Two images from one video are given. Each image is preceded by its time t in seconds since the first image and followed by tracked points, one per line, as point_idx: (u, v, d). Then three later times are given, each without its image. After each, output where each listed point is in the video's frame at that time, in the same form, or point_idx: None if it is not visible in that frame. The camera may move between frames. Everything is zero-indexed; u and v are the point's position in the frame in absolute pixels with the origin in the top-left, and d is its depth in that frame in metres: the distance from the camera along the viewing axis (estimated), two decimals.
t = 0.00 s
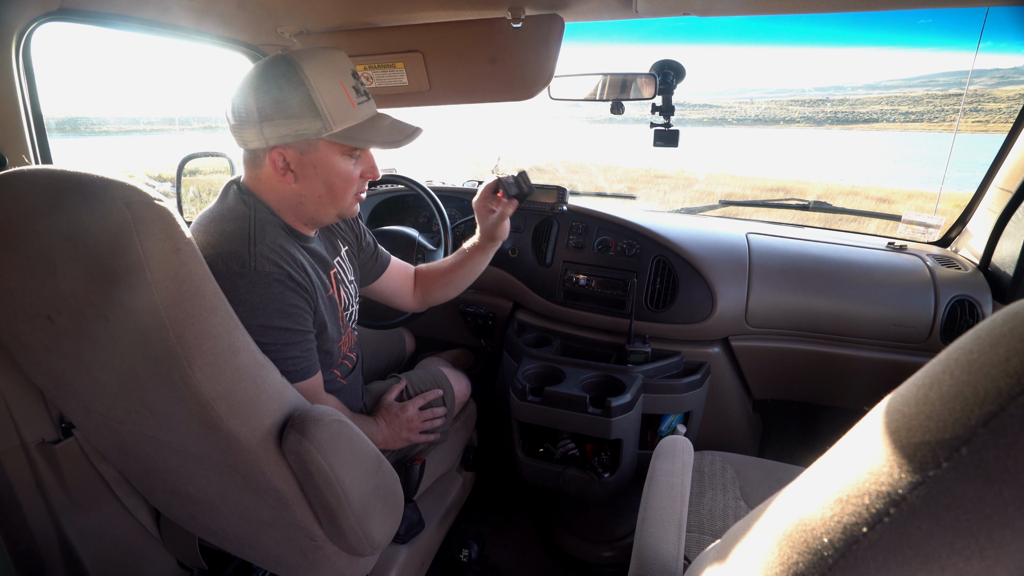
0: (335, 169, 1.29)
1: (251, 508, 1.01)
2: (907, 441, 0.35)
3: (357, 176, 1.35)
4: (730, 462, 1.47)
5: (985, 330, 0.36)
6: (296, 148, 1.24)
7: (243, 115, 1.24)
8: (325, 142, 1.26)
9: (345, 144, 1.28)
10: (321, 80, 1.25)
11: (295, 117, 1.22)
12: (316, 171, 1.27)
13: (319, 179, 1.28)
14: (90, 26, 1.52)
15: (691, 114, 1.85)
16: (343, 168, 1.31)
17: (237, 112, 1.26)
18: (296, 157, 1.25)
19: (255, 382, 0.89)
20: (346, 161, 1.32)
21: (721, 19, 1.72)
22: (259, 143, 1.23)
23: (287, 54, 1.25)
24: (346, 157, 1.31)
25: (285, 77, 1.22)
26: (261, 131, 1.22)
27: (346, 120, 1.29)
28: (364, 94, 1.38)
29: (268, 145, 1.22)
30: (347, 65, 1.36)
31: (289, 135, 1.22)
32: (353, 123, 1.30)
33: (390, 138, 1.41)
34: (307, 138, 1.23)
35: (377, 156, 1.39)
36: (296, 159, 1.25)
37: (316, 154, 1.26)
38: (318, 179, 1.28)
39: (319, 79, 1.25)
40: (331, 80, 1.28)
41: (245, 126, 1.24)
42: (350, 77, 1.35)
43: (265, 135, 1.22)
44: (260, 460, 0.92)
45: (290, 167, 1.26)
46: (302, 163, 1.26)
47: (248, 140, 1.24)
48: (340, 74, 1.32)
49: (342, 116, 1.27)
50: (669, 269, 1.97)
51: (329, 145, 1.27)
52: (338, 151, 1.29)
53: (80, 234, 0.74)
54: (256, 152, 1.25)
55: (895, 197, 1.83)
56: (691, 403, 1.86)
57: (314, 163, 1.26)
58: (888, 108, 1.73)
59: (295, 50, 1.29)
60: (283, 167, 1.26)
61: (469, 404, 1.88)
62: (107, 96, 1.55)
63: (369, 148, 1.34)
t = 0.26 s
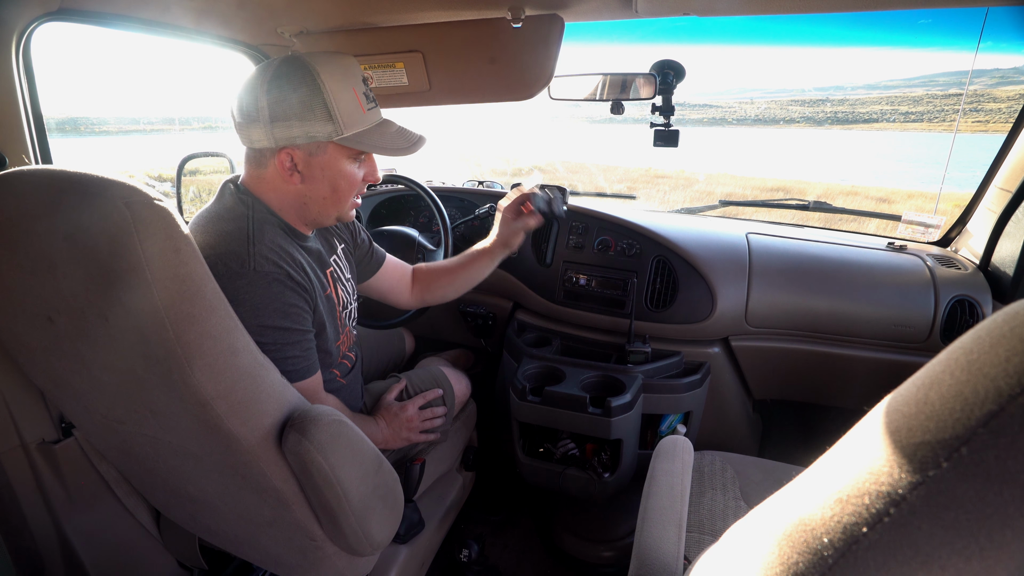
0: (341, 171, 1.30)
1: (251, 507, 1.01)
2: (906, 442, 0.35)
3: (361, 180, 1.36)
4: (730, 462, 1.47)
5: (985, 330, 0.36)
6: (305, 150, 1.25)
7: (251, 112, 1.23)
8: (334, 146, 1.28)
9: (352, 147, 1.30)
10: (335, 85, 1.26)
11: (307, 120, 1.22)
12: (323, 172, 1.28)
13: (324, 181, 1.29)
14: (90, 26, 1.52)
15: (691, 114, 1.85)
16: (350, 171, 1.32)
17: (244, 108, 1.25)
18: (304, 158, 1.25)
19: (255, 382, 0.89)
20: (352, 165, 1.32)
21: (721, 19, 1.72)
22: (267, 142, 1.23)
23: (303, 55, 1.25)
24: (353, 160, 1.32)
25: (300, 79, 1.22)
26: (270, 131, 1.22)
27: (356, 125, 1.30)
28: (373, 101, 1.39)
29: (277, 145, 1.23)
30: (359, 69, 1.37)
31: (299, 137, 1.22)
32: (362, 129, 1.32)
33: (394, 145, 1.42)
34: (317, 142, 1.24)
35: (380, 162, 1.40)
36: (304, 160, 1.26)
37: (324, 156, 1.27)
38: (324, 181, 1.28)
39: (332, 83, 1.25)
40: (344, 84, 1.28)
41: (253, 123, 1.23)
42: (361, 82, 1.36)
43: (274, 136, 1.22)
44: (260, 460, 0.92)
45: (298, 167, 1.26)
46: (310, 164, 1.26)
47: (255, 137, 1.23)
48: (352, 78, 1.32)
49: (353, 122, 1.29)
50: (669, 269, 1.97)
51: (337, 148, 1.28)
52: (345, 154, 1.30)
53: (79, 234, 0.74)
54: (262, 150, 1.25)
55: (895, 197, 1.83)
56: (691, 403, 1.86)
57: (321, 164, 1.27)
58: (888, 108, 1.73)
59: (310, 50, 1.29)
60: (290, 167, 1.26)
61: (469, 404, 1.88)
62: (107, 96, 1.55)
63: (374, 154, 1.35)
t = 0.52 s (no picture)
0: (347, 173, 1.30)
1: (251, 507, 1.01)
2: (907, 441, 0.35)
3: (366, 181, 1.36)
4: (730, 462, 1.47)
5: (984, 330, 0.36)
6: (311, 151, 1.24)
7: (257, 114, 1.23)
8: (339, 147, 1.28)
9: (358, 149, 1.30)
10: (340, 85, 1.26)
11: (313, 121, 1.22)
12: (328, 174, 1.28)
13: (330, 182, 1.28)
14: (90, 27, 1.52)
15: (691, 114, 1.85)
16: (355, 173, 1.32)
17: (250, 110, 1.25)
18: (309, 160, 1.25)
19: (255, 382, 0.89)
20: (357, 166, 1.32)
21: (721, 19, 1.72)
22: (273, 143, 1.23)
23: (308, 57, 1.25)
24: (359, 162, 1.32)
25: (305, 80, 1.22)
26: (276, 132, 1.22)
27: (362, 126, 1.29)
28: (379, 103, 1.39)
29: (283, 146, 1.23)
30: (365, 71, 1.37)
31: (304, 138, 1.22)
32: (368, 130, 1.31)
33: (400, 146, 1.42)
34: (322, 142, 1.24)
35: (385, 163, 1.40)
36: (310, 162, 1.25)
37: (330, 157, 1.27)
38: (329, 182, 1.28)
39: (339, 85, 1.25)
40: (350, 86, 1.28)
41: (259, 125, 1.23)
42: (367, 85, 1.36)
43: (280, 136, 1.22)
44: (260, 460, 0.92)
45: (304, 169, 1.26)
46: (316, 166, 1.26)
47: (262, 139, 1.23)
48: (358, 80, 1.32)
49: (359, 123, 1.28)
50: (669, 269, 1.97)
51: (343, 149, 1.28)
52: (351, 155, 1.30)
53: (80, 234, 0.74)
54: (268, 152, 1.25)
55: (895, 197, 1.83)
56: (691, 403, 1.86)
57: (327, 166, 1.27)
58: (888, 108, 1.73)
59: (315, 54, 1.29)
60: (296, 169, 1.26)
61: (469, 404, 1.88)
62: (107, 96, 1.55)
63: (380, 154, 1.35)
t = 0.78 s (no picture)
0: (357, 176, 1.30)
1: (251, 507, 1.01)
2: (907, 441, 0.35)
3: (377, 185, 1.36)
4: (730, 462, 1.47)
5: (985, 330, 0.36)
6: (322, 154, 1.25)
7: (271, 116, 1.23)
8: (351, 150, 1.28)
9: (370, 153, 1.30)
10: (354, 89, 1.26)
11: (325, 124, 1.22)
12: (339, 177, 1.28)
13: (341, 185, 1.29)
14: (90, 27, 1.52)
15: (691, 114, 1.85)
16: (366, 176, 1.32)
17: (263, 113, 1.25)
18: (321, 163, 1.26)
19: (255, 382, 0.89)
20: (368, 170, 1.32)
21: (720, 19, 1.72)
22: (285, 146, 1.23)
23: (323, 61, 1.25)
24: (370, 166, 1.32)
25: (319, 83, 1.22)
26: (288, 135, 1.22)
27: (374, 130, 1.30)
28: (391, 108, 1.39)
29: (295, 149, 1.23)
30: (377, 76, 1.37)
31: (317, 141, 1.22)
32: (379, 135, 1.32)
33: (411, 151, 1.42)
34: (334, 146, 1.24)
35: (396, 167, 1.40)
36: (321, 165, 1.26)
37: (341, 160, 1.27)
38: (340, 185, 1.28)
39: (352, 89, 1.26)
40: (363, 90, 1.29)
41: (271, 128, 1.23)
42: (379, 90, 1.36)
43: (292, 139, 1.22)
44: (260, 460, 0.92)
45: (315, 172, 1.26)
46: (326, 169, 1.26)
47: (274, 141, 1.23)
48: (370, 84, 1.32)
49: (371, 128, 1.29)
50: (669, 269, 1.97)
51: (354, 153, 1.28)
52: (362, 159, 1.30)
53: (80, 234, 0.74)
54: (281, 154, 1.25)
55: (895, 196, 1.83)
56: (691, 404, 1.86)
57: (338, 169, 1.27)
58: (888, 108, 1.73)
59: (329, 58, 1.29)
60: (308, 172, 1.26)
61: (469, 405, 1.88)
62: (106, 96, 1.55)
63: (391, 159, 1.35)
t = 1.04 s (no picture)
0: (349, 174, 1.30)
1: (251, 508, 1.01)
2: (907, 441, 0.35)
3: (370, 183, 1.36)
4: (730, 462, 1.47)
5: (984, 330, 0.36)
6: (312, 153, 1.25)
7: (260, 117, 1.24)
8: (341, 147, 1.27)
9: (360, 150, 1.29)
10: (341, 86, 1.26)
11: (313, 122, 1.22)
12: (330, 175, 1.27)
13: (333, 183, 1.28)
14: (90, 27, 1.52)
15: (691, 114, 1.85)
16: (357, 173, 1.31)
17: (253, 114, 1.26)
18: (311, 161, 1.25)
19: (255, 383, 0.89)
20: (360, 167, 1.32)
21: (720, 19, 1.72)
22: (275, 146, 1.23)
23: (310, 58, 1.25)
24: (361, 164, 1.31)
25: (306, 81, 1.22)
26: (278, 135, 1.23)
27: (363, 126, 1.29)
28: (382, 103, 1.39)
29: (284, 148, 1.23)
30: (367, 71, 1.36)
31: (305, 140, 1.22)
32: (370, 130, 1.31)
33: (406, 147, 1.40)
34: (322, 143, 1.24)
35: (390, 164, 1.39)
36: (312, 164, 1.26)
37: (332, 159, 1.27)
38: (331, 183, 1.28)
39: (339, 86, 1.25)
40: (351, 86, 1.28)
41: (261, 128, 1.24)
42: (369, 85, 1.36)
43: (281, 139, 1.23)
44: (260, 460, 0.92)
45: (306, 171, 1.26)
46: (317, 167, 1.26)
47: (265, 142, 1.24)
48: (359, 80, 1.32)
49: (360, 124, 1.28)
50: (669, 269, 1.97)
51: (344, 151, 1.28)
52: (353, 156, 1.30)
53: (80, 234, 0.74)
54: (272, 154, 1.26)
55: (895, 197, 1.83)
56: (691, 404, 1.86)
57: (329, 167, 1.27)
58: (888, 108, 1.73)
59: (317, 55, 1.29)
60: (298, 171, 1.26)
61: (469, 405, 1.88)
62: (107, 96, 1.55)
63: (384, 155, 1.34)
